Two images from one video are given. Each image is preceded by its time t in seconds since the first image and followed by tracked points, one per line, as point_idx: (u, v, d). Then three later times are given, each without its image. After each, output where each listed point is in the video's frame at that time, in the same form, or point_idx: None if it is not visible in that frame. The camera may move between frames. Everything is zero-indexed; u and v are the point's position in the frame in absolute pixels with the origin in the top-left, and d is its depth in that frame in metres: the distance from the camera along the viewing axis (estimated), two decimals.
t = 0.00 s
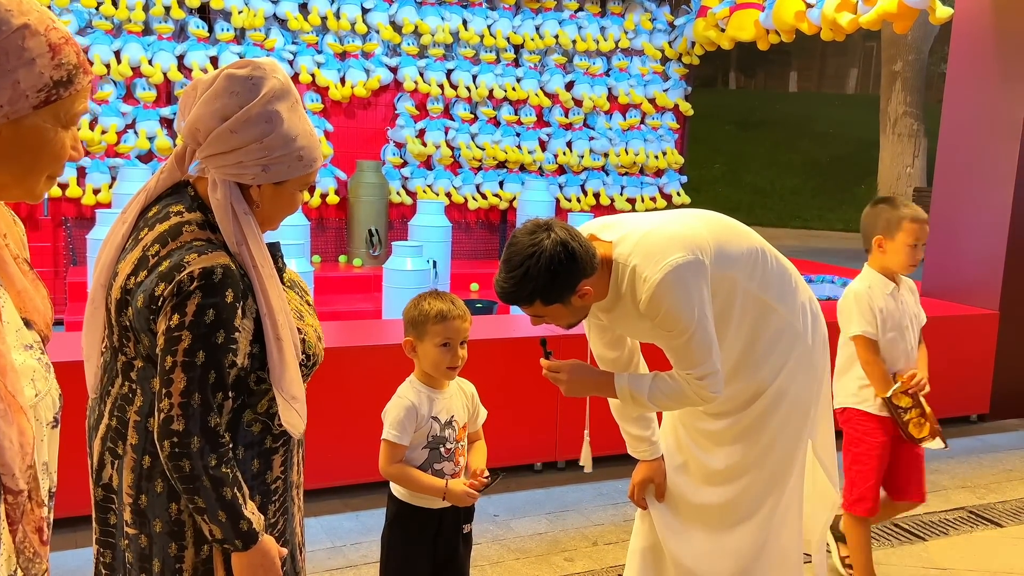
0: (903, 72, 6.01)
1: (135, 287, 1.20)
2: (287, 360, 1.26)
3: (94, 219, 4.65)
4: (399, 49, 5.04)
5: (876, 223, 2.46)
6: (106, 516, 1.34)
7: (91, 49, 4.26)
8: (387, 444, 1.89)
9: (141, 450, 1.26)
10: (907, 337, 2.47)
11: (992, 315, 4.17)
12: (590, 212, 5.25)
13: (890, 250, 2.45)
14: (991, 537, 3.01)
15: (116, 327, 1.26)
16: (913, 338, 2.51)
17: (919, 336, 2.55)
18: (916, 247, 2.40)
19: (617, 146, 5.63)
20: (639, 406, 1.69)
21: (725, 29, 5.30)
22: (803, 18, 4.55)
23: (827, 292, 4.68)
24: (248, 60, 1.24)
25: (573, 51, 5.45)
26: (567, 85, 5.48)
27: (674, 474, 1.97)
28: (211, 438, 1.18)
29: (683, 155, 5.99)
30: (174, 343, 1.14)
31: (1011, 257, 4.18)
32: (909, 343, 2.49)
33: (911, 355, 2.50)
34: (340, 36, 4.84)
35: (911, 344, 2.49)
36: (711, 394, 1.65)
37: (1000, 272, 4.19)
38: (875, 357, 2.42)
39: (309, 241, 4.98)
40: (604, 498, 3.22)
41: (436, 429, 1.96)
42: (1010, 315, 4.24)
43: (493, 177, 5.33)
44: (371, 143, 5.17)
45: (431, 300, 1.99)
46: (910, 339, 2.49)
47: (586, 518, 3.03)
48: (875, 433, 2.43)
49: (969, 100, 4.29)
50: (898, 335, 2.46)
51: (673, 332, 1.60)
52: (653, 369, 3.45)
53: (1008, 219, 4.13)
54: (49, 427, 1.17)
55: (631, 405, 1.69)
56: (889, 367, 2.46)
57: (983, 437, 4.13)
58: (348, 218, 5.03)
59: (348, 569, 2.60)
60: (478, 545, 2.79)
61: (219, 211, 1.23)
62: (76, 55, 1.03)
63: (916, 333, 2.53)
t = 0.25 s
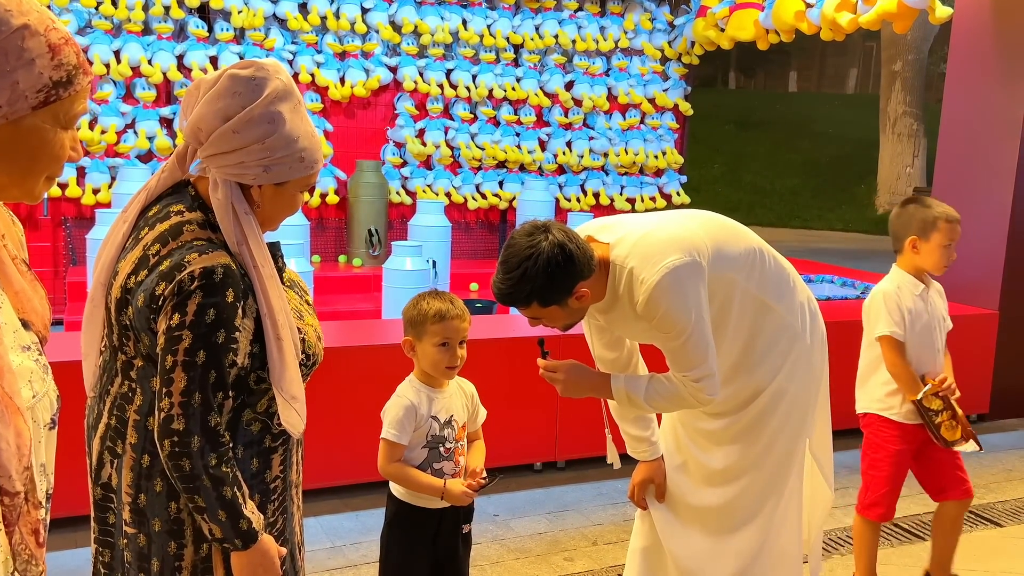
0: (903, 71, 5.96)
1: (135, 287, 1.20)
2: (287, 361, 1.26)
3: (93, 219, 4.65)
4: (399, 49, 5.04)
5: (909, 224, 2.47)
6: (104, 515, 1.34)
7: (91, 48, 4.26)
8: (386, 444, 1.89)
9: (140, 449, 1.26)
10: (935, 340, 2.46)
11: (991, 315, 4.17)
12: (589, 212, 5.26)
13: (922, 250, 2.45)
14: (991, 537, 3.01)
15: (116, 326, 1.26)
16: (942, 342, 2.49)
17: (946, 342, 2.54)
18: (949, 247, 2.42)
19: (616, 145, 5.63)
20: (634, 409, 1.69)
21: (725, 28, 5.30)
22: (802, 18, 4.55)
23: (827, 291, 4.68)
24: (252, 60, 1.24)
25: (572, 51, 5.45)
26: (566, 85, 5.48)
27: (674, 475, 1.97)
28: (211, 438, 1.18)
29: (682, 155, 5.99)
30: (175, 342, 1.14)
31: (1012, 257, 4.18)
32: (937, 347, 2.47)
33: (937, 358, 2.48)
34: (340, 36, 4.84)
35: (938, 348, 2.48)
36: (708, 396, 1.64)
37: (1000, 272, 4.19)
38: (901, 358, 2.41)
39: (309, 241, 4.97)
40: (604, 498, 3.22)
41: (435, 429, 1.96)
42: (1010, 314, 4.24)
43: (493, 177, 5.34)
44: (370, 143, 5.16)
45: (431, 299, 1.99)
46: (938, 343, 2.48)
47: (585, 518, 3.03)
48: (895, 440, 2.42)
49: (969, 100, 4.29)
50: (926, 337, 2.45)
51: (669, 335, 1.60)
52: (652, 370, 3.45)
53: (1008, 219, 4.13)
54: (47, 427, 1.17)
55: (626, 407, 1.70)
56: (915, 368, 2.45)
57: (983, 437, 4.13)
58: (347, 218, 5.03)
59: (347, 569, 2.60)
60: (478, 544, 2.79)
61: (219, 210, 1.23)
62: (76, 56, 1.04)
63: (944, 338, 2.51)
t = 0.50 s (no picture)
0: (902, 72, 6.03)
1: (134, 287, 1.20)
2: (286, 363, 1.26)
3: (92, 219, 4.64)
4: (399, 49, 5.04)
5: (961, 234, 2.49)
6: (102, 516, 1.33)
7: (90, 49, 4.26)
8: (386, 443, 1.89)
9: (139, 449, 1.26)
10: (990, 348, 2.46)
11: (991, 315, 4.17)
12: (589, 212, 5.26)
13: (977, 257, 2.46)
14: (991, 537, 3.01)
15: (115, 326, 1.26)
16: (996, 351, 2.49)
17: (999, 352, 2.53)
18: (1006, 254, 2.42)
19: (615, 146, 5.63)
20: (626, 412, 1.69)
21: (724, 29, 5.31)
22: (801, 18, 4.55)
23: (826, 291, 4.69)
24: (256, 63, 1.24)
25: (572, 51, 5.46)
26: (566, 85, 5.48)
27: (672, 475, 1.98)
28: (209, 439, 1.18)
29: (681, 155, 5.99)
30: (174, 342, 1.14)
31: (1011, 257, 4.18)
32: (991, 354, 2.47)
33: (992, 366, 2.47)
34: (340, 36, 4.84)
35: (993, 356, 2.47)
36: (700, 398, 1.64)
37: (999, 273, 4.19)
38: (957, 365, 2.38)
39: (308, 241, 4.97)
40: (604, 498, 3.22)
41: (435, 429, 1.96)
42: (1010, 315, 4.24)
43: (492, 177, 5.34)
44: (370, 144, 5.16)
45: (431, 300, 1.98)
46: (992, 351, 2.47)
47: (585, 518, 3.03)
48: (937, 452, 2.41)
49: (968, 100, 4.29)
50: (982, 344, 2.44)
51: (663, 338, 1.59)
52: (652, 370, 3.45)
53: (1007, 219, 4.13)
54: (45, 427, 1.17)
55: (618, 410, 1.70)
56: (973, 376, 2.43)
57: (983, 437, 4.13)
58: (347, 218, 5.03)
59: (346, 569, 2.60)
60: (477, 545, 2.79)
61: (219, 211, 1.23)
62: (75, 56, 1.04)
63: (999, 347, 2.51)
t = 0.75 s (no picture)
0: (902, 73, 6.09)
1: (134, 288, 1.20)
2: (284, 364, 1.26)
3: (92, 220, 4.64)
4: (398, 50, 5.04)
5: None
6: (100, 516, 1.33)
7: (89, 49, 4.26)
8: (386, 444, 1.89)
9: (137, 450, 1.25)
10: None
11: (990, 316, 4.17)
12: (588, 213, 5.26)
13: None
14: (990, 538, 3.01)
15: (114, 327, 1.26)
16: None
17: None
18: None
19: (615, 147, 5.63)
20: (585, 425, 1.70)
21: (724, 30, 5.32)
22: (800, 19, 4.55)
23: (825, 292, 4.68)
24: (259, 65, 1.24)
25: (571, 52, 5.46)
26: (565, 86, 5.48)
27: (668, 474, 1.98)
28: (208, 441, 1.18)
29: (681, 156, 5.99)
30: (173, 343, 1.14)
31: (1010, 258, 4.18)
32: None
33: None
34: (339, 37, 4.84)
35: None
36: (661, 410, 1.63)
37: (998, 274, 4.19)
38: None
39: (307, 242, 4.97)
40: (603, 499, 3.22)
41: (435, 429, 1.96)
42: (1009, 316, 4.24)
43: (492, 178, 5.34)
44: (370, 145, 5.16)
45: (432, 300, 1.98)
46: None
47: (584, 519, 3.03)
48: None
49: (968, 101, 4.29)
50: None
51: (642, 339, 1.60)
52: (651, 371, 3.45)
53: (1007, 220, 4.13)
54: (43, 428, 1.17)
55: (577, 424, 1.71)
56: None
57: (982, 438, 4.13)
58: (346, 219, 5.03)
59: (345, 570, 2.59)
60: (476, 546, 2.79)
61: (220, 213, 1.23)
62: (69, 53, 1.03)
63: None
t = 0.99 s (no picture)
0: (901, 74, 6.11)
1: (134, 289, 1.20)
2: (284, 368, 1.26)
3: (91, 220, 4.63)
4: (398, 51, 5.04)
5: None
6: (99, 518, 1.33)
7: (88, 50, 4.25)
8: (386, 446, 1.89)
9: (137, 451, 1.25)
10: None
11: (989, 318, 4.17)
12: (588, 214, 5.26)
13: None
14: (989, 540, 3.01)
15: (114, 328, 1.26)
16: None
17: None
18: None
19: (614, 148, 5.62)
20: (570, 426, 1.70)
21: (723, 31, 5.33)
22: (800, 20, 4.55)
23: (824, 293, 4.68)
24: (261, 67, 1.23)
25: (570, 53, 5.46)
26: (564, 87, 5.48)
27: (667, 477, 1.98)
28: (208, 443, 1.18)
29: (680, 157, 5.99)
30: (173, 345, 1.14)
31: (1009, 259, 4.18)
32: None
33: None
34: (339, 37, 4.84)
35: None
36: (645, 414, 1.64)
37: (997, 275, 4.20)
38: None
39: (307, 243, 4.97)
40: (602, 500, 3.22)
41: (434, 431, 1.96)
42: (1008, 317, 4.24)
43: (491, 179, 5.34)
44: (370, 146, 5.17)
45: (431, 303, 1.98)
46: None
47: (583, 521, 3.03)
48: None
49: (967, 102, 4.29)
50: None
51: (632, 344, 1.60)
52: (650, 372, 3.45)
53: (1006, 221, 4.14)
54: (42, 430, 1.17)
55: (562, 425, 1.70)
56: None
57: (981, 439, 4.13)
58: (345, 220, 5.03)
59: (344, 572, 2.59)
60: (476, 547, 2.79)
61: (221, 214, 1.23)
62: (67, 54, 1.03)
63: None
